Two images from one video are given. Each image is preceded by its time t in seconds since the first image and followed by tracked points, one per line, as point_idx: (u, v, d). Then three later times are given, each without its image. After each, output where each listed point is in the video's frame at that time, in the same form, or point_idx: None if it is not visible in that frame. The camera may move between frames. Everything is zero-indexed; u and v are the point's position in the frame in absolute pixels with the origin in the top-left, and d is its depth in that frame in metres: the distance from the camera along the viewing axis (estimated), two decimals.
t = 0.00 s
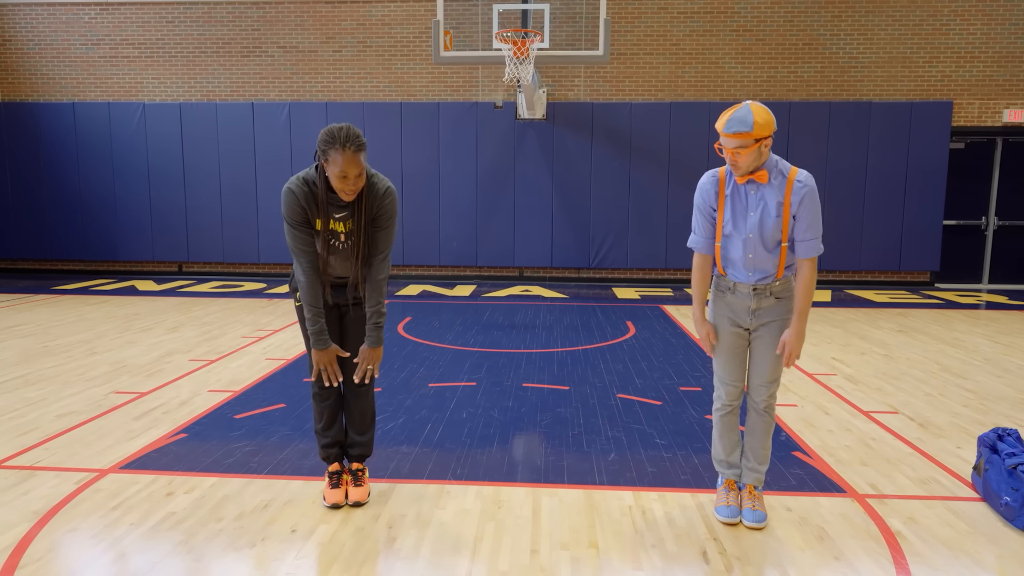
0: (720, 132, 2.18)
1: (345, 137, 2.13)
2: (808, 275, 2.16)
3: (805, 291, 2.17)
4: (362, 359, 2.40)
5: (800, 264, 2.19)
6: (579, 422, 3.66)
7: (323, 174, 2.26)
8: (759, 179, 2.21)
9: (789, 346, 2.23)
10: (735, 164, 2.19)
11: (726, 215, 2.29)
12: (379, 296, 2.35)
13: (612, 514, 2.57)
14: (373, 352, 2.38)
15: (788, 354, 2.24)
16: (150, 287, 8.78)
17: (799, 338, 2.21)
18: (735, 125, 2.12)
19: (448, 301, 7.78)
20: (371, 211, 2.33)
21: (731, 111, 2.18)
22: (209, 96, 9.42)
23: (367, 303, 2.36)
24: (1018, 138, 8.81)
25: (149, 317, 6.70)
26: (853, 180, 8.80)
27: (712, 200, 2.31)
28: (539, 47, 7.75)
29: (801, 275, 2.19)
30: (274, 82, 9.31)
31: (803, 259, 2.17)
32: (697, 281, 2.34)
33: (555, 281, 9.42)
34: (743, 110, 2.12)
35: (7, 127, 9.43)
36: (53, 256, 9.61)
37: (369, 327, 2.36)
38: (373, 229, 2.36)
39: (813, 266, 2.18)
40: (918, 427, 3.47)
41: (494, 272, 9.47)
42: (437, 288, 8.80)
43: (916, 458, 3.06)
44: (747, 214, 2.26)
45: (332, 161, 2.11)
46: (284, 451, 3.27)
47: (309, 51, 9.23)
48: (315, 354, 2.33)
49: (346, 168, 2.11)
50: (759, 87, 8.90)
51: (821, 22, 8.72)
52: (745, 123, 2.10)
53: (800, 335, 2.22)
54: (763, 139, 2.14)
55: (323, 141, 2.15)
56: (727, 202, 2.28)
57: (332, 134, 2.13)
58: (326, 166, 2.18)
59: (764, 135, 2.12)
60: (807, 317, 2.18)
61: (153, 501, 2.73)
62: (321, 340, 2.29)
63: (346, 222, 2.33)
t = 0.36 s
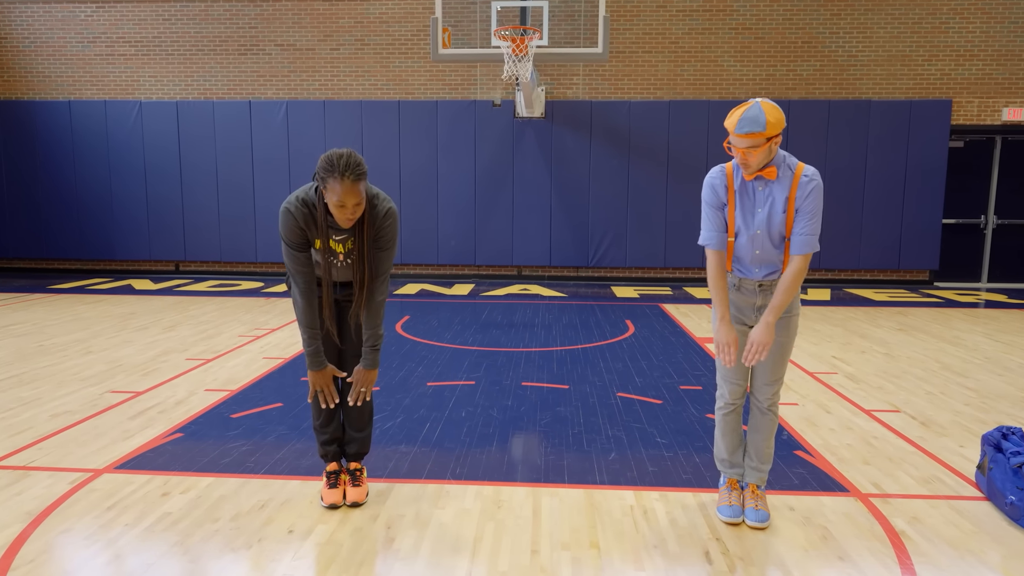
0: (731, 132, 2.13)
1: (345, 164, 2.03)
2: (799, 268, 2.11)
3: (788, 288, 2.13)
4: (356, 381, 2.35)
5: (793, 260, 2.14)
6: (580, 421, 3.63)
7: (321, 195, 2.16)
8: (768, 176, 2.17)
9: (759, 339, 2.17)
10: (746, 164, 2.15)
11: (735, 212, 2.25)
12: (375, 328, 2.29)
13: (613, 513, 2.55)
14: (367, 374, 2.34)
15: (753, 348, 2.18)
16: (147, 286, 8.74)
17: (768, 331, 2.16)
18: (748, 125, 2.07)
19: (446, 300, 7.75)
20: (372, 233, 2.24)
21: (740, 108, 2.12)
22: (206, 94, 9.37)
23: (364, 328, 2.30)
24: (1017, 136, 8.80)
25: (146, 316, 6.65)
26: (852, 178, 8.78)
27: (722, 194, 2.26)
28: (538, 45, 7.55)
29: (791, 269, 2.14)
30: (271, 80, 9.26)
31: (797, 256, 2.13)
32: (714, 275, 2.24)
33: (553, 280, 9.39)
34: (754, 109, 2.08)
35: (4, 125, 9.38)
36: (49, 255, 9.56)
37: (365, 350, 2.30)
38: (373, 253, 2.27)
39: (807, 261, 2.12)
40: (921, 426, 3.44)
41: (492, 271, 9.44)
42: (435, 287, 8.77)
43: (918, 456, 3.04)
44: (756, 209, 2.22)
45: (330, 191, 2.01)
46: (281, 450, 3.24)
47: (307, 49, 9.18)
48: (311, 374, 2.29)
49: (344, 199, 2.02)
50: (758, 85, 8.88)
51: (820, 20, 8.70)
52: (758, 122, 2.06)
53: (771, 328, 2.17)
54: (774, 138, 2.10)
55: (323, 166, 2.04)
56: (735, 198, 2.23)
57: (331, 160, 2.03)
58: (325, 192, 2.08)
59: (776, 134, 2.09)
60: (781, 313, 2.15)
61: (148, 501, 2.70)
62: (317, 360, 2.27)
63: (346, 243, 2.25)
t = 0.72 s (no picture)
0: (738, 115, 2.11)
1: (342, 160, 2.01)
2: (812, 261, 2.07)
3: (804, 281, 2.08)
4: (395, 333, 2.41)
5: (804, 251, 2.10)
6: (579, 417, 3.61)
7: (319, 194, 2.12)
8: (774, 163, 2.16)
9: (784, 334, 2.12)
10: (752, 148, 2.13)
11: (740, 201, 2.22)
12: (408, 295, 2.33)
13: (614, 509, 2.52)
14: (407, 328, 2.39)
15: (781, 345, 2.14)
16: (143, 282, 8.69)
17: (794, 328, 2.12)
18: (756, 107, 2.05)
19: (444, 296, 7.71)
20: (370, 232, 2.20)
21: (748, 91, 2.11)
22: (202, 89, 9.30)
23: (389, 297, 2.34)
24: (1016, 132, 8.79)
25: (142, 313, 6.61)
26: (851, 174, 8.76)
27: (726, 184, 2.24)
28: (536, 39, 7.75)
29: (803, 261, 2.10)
30: (268, 75, 9.21)
31: (808, 246, 2.09)
32: (715, 268, 2.22)
33: (552, 276, 9.36)
34: (763, 92, 2.06)
35: None
36: (44, 251, 9.50)
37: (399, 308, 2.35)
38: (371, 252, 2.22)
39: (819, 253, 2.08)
40: (923, 422, 3.42)
41: (491, 267, 9.41)
42: (434, 283, 8.72)
43: (921, 452, 3.02)
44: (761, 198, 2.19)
45: (326, 185, 2.00)
46: (278, 447, 3.20)
47: (304, 44, 9.13)
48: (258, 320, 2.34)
49: (340, 194, 2.00)
50: (757, 80, 8.84)
51: (819, 15, 8.67)
52: (766, 105, 2.04)
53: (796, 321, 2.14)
54: (782, 122, 2.09)
55: (320, 164, 2.02)
56: (741, 186, 2.21)
57: (329, 157, 2.01)
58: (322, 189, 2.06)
59: (783, 118, 2.07)
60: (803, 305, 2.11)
61: (144, 498, 2.67)
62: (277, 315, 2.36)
63: (346, 242, 2.22)
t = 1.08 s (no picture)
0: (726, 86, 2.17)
1: (335, 159, 1.96)
2: (828, 247, 2.10)
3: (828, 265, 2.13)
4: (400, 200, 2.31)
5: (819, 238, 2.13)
6: (579, 409, 3.60)
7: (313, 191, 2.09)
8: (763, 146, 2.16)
9: (828, 321, 2.18)
10: (733, 120, 2.17)
11: (729, 188, 2.23)
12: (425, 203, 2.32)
13: (615, 501, 2.51)
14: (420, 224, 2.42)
15: (826, 329, 2.20)
16: (139, 274, 8.64)
17: (836, 312, 2.16)
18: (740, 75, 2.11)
19: (442, 288, 7.69)
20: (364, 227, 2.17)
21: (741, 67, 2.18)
22: (197, 80, 9.22)
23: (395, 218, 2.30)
24: (1015, 123, 8.76)
25: (138, 304, 6.57)
26: (850, 165, 8.73)
27: (716, 172, 2.25)
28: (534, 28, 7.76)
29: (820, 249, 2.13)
30: (263, 65, 9.13)
31: (820, 231, 2.12)
32: (696, 260, 2.29)
33: (550, 268, 9.34)
34: (752, 66, 2.12)
35: None
36: (39, 243, 9.44)
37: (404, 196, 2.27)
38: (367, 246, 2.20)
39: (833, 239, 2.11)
40: (922, 413, 3.42)
41: (488, 259, 9.39)
42: (431, 275, 8.69)
43: (920, 443, 3.02)
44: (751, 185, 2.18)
45: (319, 187, 1.97)
46: (276, 439, 3.19)
47: (299, 34, 9.04)
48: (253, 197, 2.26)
49: (334, 195, 1.97)
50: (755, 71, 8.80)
51: (819, 5, 8.62)
52: (751, 76, 2.09)
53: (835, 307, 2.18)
54: (768, 99, 2.12)
55: (314, 163, 1.98)
56: (730, 173, 2.22)
57: (320, 156, 1.97)
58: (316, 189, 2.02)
59: (768, 95, 2.11)
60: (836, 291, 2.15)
61: (141, 491, 2.65)
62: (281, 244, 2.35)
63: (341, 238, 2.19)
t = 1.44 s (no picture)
0: (732, 73, 2.12)
1: (328, 162, 1.94)
2: (819, 244, 2.10)
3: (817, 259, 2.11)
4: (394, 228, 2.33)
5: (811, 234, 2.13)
6: (575, 401, 3.60)
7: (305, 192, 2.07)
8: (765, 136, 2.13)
9: (812, 316, 2.19)
10: (741, 109, 2.12)
11: (723, 182, 2.23)
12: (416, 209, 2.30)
13: (612, 494, 2.52)
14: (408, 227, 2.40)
15: (809, 321, 2.21)
16: (134, 266, 8.61)
17: (820, 306, 2.16)
18: (752, 61, 2.06)
19: (438, 281, 7.67)
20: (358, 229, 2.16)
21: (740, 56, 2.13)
22: (191, 71, 9.15)
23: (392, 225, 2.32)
24: (1011, 115, 8.77)
25: (133, 297, 6.54)
26: (846, 157, 8.73)
27: (711, 166, 2.26)
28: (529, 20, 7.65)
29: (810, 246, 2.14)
30: (258, 56, 9.06)
31: (812, 228, 2.11)
32: (694, 252, 2.34)
33: (546, 261, 9.33)
34: (757, 53, 2.09)
35: None
36: (33, 235, 9.38)
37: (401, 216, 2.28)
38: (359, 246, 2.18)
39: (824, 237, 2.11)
40: (918, 405, 3.43)
41: (485, 252, 9.37)
42: (427, 268, 8.67)
43: (917, 435, 3.03)
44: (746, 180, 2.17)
45: (311, 191, 1.94)
46: (272, 432, 3.17)
47: (294, 25, 8.97)
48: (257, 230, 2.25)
49: (326, 200, 1.95)
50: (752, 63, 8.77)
51: None
52: (763, 63, 2.06)
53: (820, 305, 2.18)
54: (773, 88, 2.11)
55: (306, 166, 1.96)
56: (725, 167, 2.22)
57: (314, 158, 1.94)
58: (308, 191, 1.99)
59: (775, 84, 2.10)
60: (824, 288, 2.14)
61: (136, 485, 2.64)
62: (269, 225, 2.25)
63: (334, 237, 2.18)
